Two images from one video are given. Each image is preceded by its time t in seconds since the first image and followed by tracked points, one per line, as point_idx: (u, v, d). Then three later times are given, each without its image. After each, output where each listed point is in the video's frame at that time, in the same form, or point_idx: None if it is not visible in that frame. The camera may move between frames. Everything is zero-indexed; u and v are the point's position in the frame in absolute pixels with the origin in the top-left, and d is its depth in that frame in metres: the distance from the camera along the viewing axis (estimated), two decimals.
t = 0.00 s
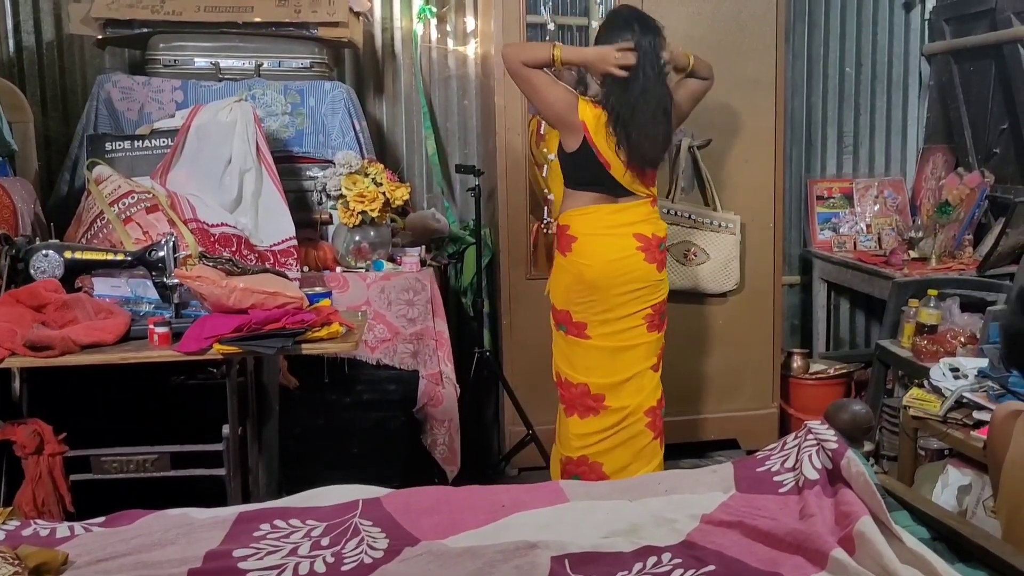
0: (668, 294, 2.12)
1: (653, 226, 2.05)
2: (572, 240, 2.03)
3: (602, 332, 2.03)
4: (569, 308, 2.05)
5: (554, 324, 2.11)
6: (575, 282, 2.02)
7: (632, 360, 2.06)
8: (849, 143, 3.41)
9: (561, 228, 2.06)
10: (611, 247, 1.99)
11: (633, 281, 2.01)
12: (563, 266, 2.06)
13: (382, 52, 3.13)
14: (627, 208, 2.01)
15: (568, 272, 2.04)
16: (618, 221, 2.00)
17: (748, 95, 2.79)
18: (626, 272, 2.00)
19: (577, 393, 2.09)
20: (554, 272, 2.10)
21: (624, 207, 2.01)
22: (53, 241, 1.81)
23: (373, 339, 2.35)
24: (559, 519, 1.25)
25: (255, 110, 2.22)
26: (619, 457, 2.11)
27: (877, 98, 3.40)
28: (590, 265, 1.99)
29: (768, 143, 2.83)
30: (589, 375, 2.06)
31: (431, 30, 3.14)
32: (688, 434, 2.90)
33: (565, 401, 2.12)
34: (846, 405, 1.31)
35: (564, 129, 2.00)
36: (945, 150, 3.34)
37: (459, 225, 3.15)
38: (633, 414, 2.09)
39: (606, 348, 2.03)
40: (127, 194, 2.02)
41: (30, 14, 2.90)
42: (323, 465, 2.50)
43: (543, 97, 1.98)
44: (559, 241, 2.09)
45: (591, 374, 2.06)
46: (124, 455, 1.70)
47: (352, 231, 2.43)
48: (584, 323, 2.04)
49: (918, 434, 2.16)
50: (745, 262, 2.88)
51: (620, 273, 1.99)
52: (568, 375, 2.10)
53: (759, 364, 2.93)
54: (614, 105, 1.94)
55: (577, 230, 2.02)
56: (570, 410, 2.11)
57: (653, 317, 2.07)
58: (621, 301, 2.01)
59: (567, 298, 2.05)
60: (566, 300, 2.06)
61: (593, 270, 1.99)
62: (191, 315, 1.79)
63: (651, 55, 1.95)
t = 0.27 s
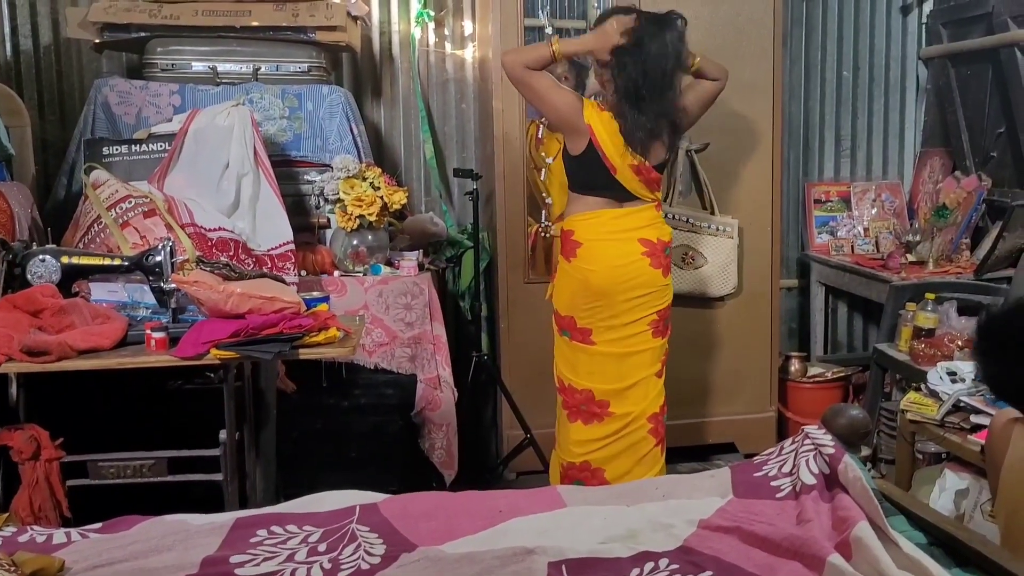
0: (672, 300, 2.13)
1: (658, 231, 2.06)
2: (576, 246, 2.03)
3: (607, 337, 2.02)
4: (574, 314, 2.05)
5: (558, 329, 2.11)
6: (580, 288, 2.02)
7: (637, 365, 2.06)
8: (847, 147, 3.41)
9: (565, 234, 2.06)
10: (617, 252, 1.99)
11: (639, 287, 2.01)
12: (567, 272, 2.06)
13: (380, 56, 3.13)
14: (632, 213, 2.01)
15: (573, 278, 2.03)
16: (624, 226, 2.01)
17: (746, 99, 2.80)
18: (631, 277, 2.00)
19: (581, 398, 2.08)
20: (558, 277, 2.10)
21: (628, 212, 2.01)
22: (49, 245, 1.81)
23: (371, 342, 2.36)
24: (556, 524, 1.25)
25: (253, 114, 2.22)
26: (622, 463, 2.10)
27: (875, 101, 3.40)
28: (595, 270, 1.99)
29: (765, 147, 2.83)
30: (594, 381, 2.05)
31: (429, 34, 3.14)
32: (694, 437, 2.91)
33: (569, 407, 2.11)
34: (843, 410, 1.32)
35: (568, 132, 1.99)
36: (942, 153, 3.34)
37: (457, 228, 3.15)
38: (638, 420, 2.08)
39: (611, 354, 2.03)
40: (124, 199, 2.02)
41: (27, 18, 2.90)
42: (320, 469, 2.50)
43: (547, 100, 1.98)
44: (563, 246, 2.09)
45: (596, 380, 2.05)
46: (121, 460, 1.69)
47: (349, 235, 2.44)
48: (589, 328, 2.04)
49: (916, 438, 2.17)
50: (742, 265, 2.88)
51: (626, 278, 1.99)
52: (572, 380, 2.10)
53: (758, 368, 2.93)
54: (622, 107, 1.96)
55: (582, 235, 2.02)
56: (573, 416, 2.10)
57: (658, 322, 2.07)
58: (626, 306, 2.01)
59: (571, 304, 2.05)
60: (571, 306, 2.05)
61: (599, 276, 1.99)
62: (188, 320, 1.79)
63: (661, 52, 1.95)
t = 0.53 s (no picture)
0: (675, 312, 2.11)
1: (661, 243, 2.05)
2: (578, 258, 2.02)
3: (608, 350, 2.02)
4: (576, 326, 2.04)
5: (558, 341, 2.10)
6: (581, 300, 2.01)
7: (637, 378, 2.05)
8: (844, 157, 3.42)
9: (567, 245, 2.05)
10: (619, 265, 1.98)
11: (641, 299, 2.00)
12: (568, 284, 2.05)
13: (378, 66, 3.14)
14: (635, 225, 2.00)
15: (574, 290, 2.02)
16: (626, 239, 1.99)
17: (742, 109, 2.80)
18: (633, 290, 1.98)
19: (581, 410, 2.07)
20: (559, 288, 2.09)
21: (630, 225, 2.00)
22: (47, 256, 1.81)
23: (368, 353, 2.35)
24: (553, 536, 1.25)
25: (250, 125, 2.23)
26: (620, 475, 2.09)
27: (872, 111, 3.41)
28: (597, 283, 1.98)
29: (761, 157, 2.84)
30: (594, 393, 2.05)
31: (427, 45, 3.16)
32: (695, 447, 2.90)
33: (568, 418, 2.10)
34: (840, 422, 1.33)
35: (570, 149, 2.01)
36: (939, 163, 3.36)
37: (454, 239, 3.16)
38: (639, 433, 2.07)
39: (612, 366, 2.02)
40: (122, 209, 2.02)
41: (26, 29, 2.91)
42: (317, 480, 2.50)
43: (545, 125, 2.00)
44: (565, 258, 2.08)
45: (596, 393, 2.05)
46: (117, 472, 1.69)
47: (347, 245, 2.44)
48: (590, 341, 2.03)
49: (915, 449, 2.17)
50: (739, 275, 2.88)
51: (628, 291, 1.98)
52: (572, 392, 2.09)
53: (755, 378, 2.93)
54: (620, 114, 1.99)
55: (584, 247, 2.01)
56: (573, 426, 2.10)
57: (659, 335, 2.07)
58: (627, 319, 2.00)
59: (572, 316, 2.04)
60: (572, 318, 2.04)
61: (601, 289, 1.97)
62: (185, 331, 1.79)
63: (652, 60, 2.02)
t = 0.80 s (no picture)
0: (677, 325, 2.12)
1: (667, 257, 2.05)
2: (586, 273, 2.00)
3: (613, 364, 2.02)
4: (581, 342, 2.02)
5: (561, 354, 2.08)
6: (588, 316, 1.99)
7: (642, 392, 2.05)
8: (839, 168, 3.43)
9: (574, 258, 2.03)
10: (627, 280, 1.97)
11: (648, 315, 2.00)
12: (575, 298, 2.03)
13: (374, 77, 3.15)
14: (643, 239, 2.00)
15: (581, 305, 2.00)
16: (634, 254, 1.99)
17: (738, 120, 2.81)
18: (640, 306, 1.98)
19: (584, 422, 2.07)
20: (564, 301, 2.07)
21: (639, 239, 1.99)
22: (42, 267, 1.80)
23: (365, 364, 2.34)
24: (550, 547, 1.25)
25: (247, 134, 2.23)
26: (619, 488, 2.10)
27: (867, 122, 3.42)
28: (605, 300, 1.97)
29: (757, 168, 2.85)
30: (598, 407, 2.05)
31: (424, 55, 3.16)
32: (696, 456, 2.91)
33: (570, 429, 2.10)
34: (836, 431, 1.32)
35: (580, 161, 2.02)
36: (934, 174, 3.37)
37: (451, 249, 3.16)
38: (642, 446, 2.08)
39: (617, 381, 2.02)
40: (118, 220, 2.02)
41: (22, 39, 2.91)
42: (313, 491, 2.49)
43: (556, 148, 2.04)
44: (571, 271, 2.06)
45: (601, 407, 2.05)
46: (112, 483, 1.68)
47: (343, 255, 2.44)
48: (596, 356, 2.02)
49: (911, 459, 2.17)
50: (735, 285, 2.89)
51: (634, 307, 1.97)
52: (574, 405, 2.08)
53: (752, 388, 2.93)
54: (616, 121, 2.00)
55: (592, 262, 1.99)
56: (574, 437, 2.10)
57: (664, 350, 2.07)
58: (633, 334, 2.00)
59: (578, 331, 2.02)
60: (578, 333, 2.02)
61: (609, 305, 1.96)
62: (181, 341, 1.79)
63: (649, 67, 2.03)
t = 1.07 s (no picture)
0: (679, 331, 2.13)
1: (671, 262, 2.05)
2: (589, 278, 2.00)
3: (619, 372, 2.01)
4: (586, 348, 2.01)
5: (564, 361, 2.08)
6: (593, 321, 1.98)
7: (647, 400, 2.04)
8: (835, 174, 3.44)
9: (576, 264, 2.03)
10: (632, 285, 1.97)
11: (653, 320, 1.99)
12: (578, 304, 2.02)
13: (371, 83, 3.15)
14: (646, 242, 2.00)
15: (585, 311, 1.99)
16: (639, 259, 1.99)
17: (733, 126, 2.82)
18: (645, 312, 1.98)
19: (590, 431, 2.06)
20: (567, 307, 2.06)
21: (642, 243, 2.00)
22: (38, 273, 1.80)
23: (360, 370, 2.33)
24: (547, 554, 1.24)
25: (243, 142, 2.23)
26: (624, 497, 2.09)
27: (862, 129, 3.43)
28: (610, 305, 1.96)
29: (753, 175, 2.85)
30: (604, 415, 2.04)
31: (420, 62, 3.17)
32: (706, 463, 2.91)
33: (576, 438, 2.09)
34: (832, 437, 1.32)
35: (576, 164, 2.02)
36: (930, 180, 3.37)
37: (448, 255, 3.15)
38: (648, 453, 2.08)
39: (622, 389, 2.02)
40: (114, 226, 2.02)
41: (19, 46, 2.91)
42: (309, 498, 2.48)
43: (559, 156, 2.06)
44: (572, 276, 2.05)
45: (606, 415, 2.04)
46: (107, 490, 1.68)
47: (340, 261, 2.43)
48: (601, 362, 2.01)
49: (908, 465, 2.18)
50: (732, 290, 2.89)
51: (640, 312, 1.97)
52: (579, 413, 2.07)
53: (747, 393, 2.93)
54: (611, 124, 2.00)
55: (595, 267, 1.99)
56: (580, 447, 2.08)
57: (668, 358, 2.07)
58: (639, 341, 1.99)
59: (583, 337, 2.01)
60: (582, 339, 2.01)
61: (614, 310, 1.96)
62: (176, 347, 1.79)
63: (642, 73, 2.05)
